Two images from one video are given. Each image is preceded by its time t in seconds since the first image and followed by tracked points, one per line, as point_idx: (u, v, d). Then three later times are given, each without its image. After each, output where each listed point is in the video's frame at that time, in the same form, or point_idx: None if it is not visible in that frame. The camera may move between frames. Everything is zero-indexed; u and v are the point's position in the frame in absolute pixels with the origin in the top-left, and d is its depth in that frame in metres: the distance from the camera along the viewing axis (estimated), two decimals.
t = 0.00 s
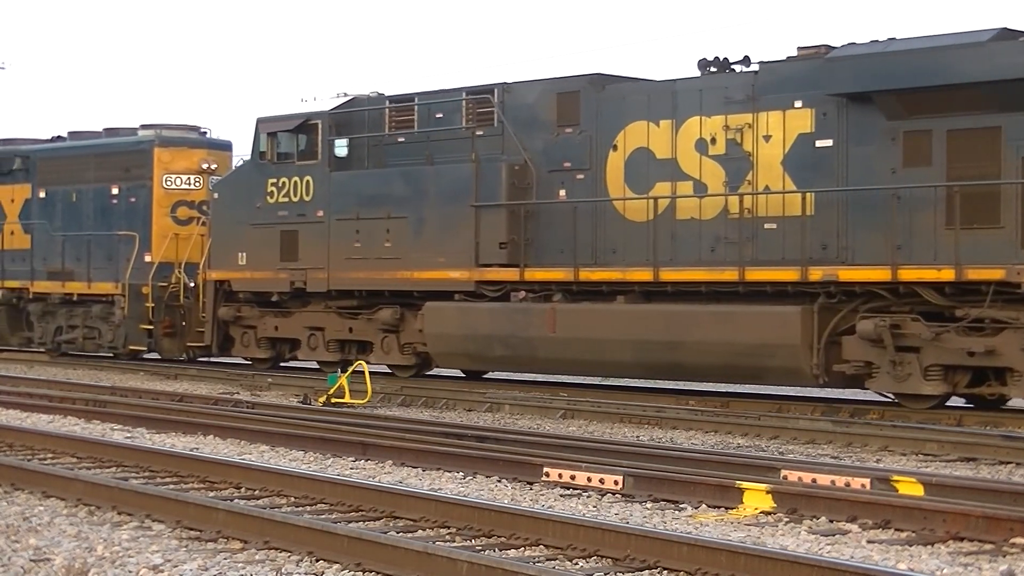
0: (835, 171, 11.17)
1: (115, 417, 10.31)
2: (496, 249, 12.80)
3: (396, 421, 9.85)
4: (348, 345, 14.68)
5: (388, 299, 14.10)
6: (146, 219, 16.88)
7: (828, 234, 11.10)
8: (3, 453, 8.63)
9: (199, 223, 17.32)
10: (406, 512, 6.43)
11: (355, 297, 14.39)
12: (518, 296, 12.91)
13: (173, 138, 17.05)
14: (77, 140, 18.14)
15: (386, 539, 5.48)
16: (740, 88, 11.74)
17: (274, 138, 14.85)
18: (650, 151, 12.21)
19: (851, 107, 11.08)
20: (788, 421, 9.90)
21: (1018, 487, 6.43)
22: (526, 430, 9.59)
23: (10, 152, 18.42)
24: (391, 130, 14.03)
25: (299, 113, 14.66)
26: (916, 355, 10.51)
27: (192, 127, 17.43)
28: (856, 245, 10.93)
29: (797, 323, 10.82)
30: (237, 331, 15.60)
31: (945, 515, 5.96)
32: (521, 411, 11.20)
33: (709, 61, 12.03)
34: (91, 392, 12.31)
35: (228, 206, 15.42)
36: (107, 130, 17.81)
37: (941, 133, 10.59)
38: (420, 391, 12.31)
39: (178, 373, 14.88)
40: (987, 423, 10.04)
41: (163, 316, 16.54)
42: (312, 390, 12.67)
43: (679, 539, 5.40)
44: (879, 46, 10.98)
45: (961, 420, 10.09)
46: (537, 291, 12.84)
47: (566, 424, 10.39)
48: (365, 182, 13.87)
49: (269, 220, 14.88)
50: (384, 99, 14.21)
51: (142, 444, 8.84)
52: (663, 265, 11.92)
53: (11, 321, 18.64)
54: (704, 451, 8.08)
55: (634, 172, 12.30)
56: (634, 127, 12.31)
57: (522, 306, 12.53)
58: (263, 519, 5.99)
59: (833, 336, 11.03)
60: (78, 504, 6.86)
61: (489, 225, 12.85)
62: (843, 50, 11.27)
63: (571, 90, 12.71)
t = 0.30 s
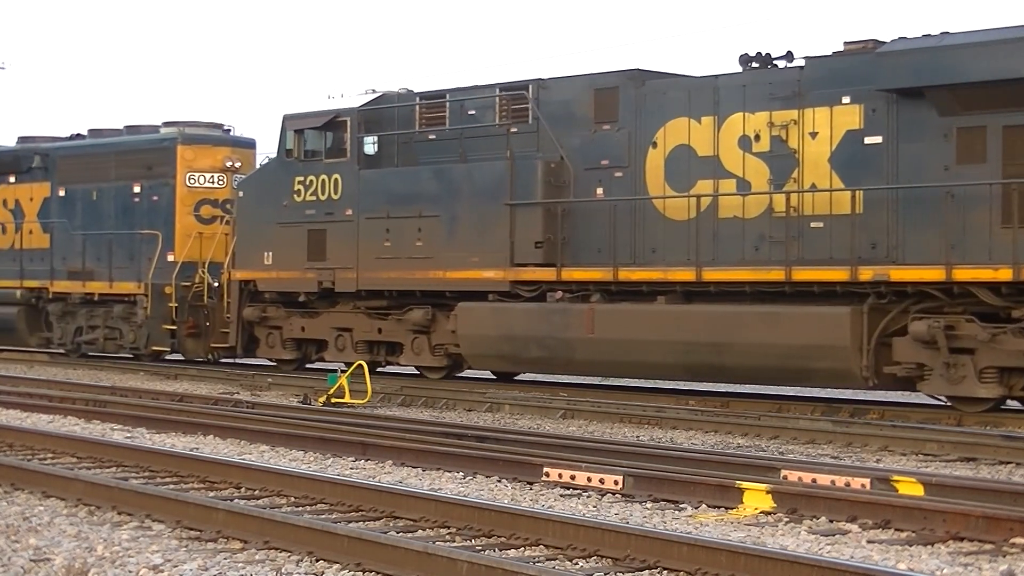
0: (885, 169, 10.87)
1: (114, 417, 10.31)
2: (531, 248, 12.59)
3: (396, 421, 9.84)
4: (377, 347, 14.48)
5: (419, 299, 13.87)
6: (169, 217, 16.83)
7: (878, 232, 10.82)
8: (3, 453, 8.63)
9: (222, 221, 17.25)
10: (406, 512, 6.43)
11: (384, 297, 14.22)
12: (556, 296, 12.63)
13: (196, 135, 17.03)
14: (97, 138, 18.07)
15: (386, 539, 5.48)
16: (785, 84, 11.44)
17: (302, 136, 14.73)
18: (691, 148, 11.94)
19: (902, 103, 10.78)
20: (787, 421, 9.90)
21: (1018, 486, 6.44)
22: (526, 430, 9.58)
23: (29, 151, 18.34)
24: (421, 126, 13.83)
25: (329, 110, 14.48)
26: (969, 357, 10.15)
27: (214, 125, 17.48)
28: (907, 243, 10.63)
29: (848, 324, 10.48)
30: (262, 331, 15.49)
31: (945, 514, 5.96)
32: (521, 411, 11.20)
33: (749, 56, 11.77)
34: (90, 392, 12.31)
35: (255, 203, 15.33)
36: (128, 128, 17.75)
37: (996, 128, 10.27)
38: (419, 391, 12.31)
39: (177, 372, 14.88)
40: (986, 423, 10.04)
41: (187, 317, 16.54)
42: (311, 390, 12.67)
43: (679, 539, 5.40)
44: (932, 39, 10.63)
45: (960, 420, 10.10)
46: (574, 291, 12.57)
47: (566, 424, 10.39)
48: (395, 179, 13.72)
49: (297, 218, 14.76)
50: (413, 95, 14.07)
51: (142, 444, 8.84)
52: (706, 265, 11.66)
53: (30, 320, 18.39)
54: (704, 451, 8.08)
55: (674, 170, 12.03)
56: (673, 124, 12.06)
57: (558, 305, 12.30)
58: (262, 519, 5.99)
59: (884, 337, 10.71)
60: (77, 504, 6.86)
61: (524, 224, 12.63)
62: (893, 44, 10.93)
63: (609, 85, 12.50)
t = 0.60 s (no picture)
0: (936, 166, 10.57)
1: (114, 417, 10.31)
2: (569, 247, 12.29)
3: (396, 421, 9.84)
4: (406, 347, 14.18)
5: (450, 300, 13.59)
6: (192, 216, 16.45)
7: (928, 231, 10.51)
8: (3, 453, 8.63)
9: (246, 220, 16.83)
10: (407, 512, 6.43)
11: (414, 297, 13.88)
12: (592, 296, 12.31)
13: (219, 133, 16.61)
14: (117, 137, 17.63)
15: (385, 539, 5.48)
16: (832, 79, 11.11)
17: (329, 133, 14.33)
18: (734, 146, 11.62)
19: (954, 98, 10.47)
20: (788, 421, 9.91)
21: (1018, 487, 6.44)
22: (526, 430, 9.58)
23: (48, 149, 18.00)
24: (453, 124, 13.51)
25: (356, 107, 14.09)
26: None
27: (237, 122, 17.02)
28: (959, 243, 10.32)
29: (898, 325, 10.19)
30: (288, 332, 15.09)
31: (945, 515, 5.97)
32: (521, 411, 11.19)
33: (793, 51, 11.54)
34: (90, 392, 12.32)
35: (280, 202, 14.90)
36: (149, 126, 17.46)
37: None
38: (419, 391, 12.30)
39: (177, 372, 14.88)
40: (986, 423, 10.05)
41: (211, 317, 16.05)
42: (311, 390, 12.66)
43: (679, 539, 5.40)
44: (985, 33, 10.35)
45: (960, 420, 10.08)
46: (613, 292, 12.24)
47: (566, 424, 10.39)
48: (427, 177, 13.35)
49: (324, 216, 14.37)
50: (445, 91, 13.65)
51: (142, 444, 8.85)
52: (750, 264, 11.33)
53: (50, 321, 18.06)
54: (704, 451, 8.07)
55: (716, 168, 11.71)
56: (716, 121, 11.75)
57: (597, 306, 11.99)
58: (263, 519, 5.99)
59: (935, 338, 10.42)
60: (77, 504, 6.86)
61: (560, 222, 12.35)
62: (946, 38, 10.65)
63: (648, 81, 12.16)
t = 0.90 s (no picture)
0: (990, 165, 10.27)
1: (114, 417, 10.33)
2: (608, 247, 12.06)
3: (397, 421, 9.85)
4: (436, 349, 13.96)
5: (483, 300, 13.31)
6: (215, 215, 16.08)
7: (981, 231, 10.21)
8: (3, 453, 8.65)
9: (270, 220, 16.49)
10: (406, 512, 6.43)
11: (445, 298, 13.64)
12: (631, 297, 12.02)
13: (242, 131, 16.21)
14: (137, 135, 17.36)
15: (386, 539, 5.48)
16: (881, 75, 10.83)
17: (357, 131, 14.07)
18: (778, 144, 11.34)
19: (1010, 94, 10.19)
20: (788, 421, 9.89)
21: (1018, 487, 6.43)
22: (526, 430, 9.58)
23: (67, 148, 17.72)
24: (486, 121, 13.32)
25: (386, 104, 13.91)
26: None
27: (261, 120, 16.65)
28: (1014, 242, 10.01)
29: (952, 326, 9.92)
30: (314, 334, 14.85)
31: (944, 515, 5.96)
32: (521, 411, 11.19)
33: (837, 47, 11.23)
34: (91, 392, 12.34)
35: (306, 202, 14.68)
36: (170, 123, 17.10)
37: None
38: (420, 391, 12.31)
39: (178, 373, 14.90)
40: (987, 423, 10.03)
41: (235, 318, 15.74)
42: (312, 390, 12.67)
43: (679, 540, 5.40)
44: None
45: (961, 419, 10.06)
46: (652, 292, 11.98)
47: (566, 424, 10.39)
48: (459, 176, 13.12)
49: (352, 216, 14.13)
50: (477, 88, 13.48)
51: (142, 444, 8.86)
52: (796, 264, 11.07)
53: (69, 321, 17.79)
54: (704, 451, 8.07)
55: (759, 166, 11.46)
56: (760, 118, 11.48)
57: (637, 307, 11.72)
58: (263, 519, 6.00)
59: (990, 341, 10.10)
60: (78, 504, 6.87)
61: (598, 221, 12.12)
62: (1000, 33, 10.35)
63: (687, 77, 11.98)
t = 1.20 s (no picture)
0: None
1: (114, 417, 10.32)
2: (646, 246, 11.78)
3: (397, 421, 9.84)
4: (467, 351, 13.73)
5: (517, 300, 13.06)
6: (240, 214, 15.95)
7: None
8: (3, 453, 8.65)
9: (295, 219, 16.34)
10: (407, 512, 6.43)
11: (477, 298, 13.39)
12: (672, 298, 11.77)
13: (267, 129, 16.05)
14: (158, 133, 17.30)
15: (386, 539, 5.48)
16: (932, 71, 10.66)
17: (387, 128, 13.79)
18: (823, 141, 11.16)
19: None
20: (787, 421, 9.90)
21: (1018, 487, 6.43)
22: (526, 430, 9.58)
23: (87, 146, 17.64)
24: (517, 118, 13.07)
25: (417, 101, 13.54)
26: None
27: (286, 118, 16.47)
28: None
29: (1008, 327, 9.63)
30: (341, 334, 14.63)
31: (945, 515, 5.96)
32: (521, 411, 11.19)
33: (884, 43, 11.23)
34: (89, 392, 12.33)
35: (332, 200, 14.43)
36: (192, 122, 17.01)
37: None
38: (420, 391, 12.30)
39: (177, 373, 14.89)
40: (986, 422, 10.04)
41: (260, 319, 15.50)
42: (312, 390, 12.66)
43: (679, 540, 5.40)
44: None
45: (960, 419, 10.07)
46: (693, 292, 11.72)
47: (566, 425, 10.39)
48: (492, 174, 12.84)
49: (381, 215, 13.86)
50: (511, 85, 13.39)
51: (142, 444, 8.86)
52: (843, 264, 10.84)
53: (88, 321, 17.65)
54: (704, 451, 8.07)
55: (803, 164, 11.27)
56: (804, 115, 11.30)
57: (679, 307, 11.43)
58: (262, 519, 5.99)
59: None
60: (77, 504, 6.87)
61: (637, 220, 11.83)
62: None
63: (727, 74, 11.79)
